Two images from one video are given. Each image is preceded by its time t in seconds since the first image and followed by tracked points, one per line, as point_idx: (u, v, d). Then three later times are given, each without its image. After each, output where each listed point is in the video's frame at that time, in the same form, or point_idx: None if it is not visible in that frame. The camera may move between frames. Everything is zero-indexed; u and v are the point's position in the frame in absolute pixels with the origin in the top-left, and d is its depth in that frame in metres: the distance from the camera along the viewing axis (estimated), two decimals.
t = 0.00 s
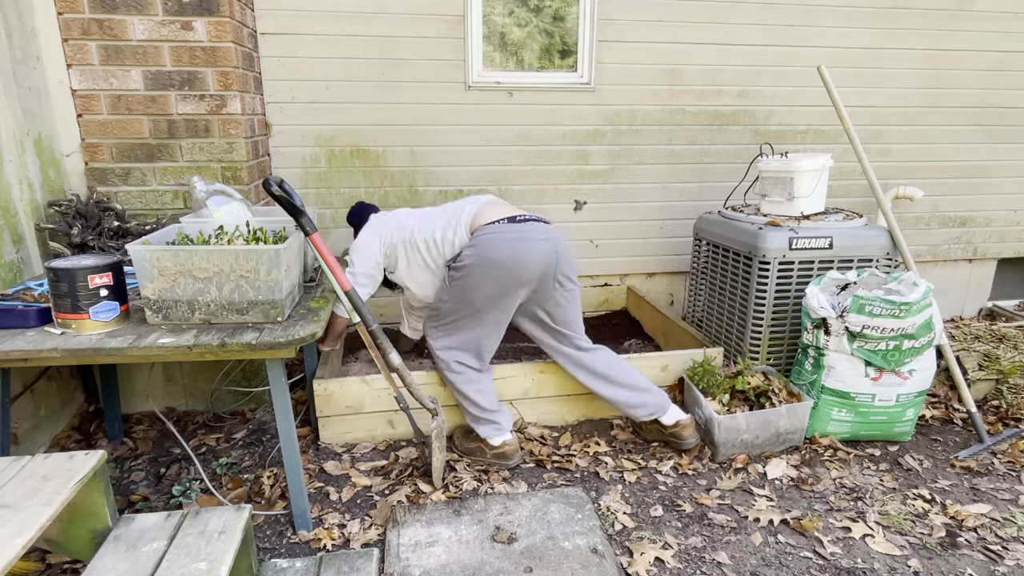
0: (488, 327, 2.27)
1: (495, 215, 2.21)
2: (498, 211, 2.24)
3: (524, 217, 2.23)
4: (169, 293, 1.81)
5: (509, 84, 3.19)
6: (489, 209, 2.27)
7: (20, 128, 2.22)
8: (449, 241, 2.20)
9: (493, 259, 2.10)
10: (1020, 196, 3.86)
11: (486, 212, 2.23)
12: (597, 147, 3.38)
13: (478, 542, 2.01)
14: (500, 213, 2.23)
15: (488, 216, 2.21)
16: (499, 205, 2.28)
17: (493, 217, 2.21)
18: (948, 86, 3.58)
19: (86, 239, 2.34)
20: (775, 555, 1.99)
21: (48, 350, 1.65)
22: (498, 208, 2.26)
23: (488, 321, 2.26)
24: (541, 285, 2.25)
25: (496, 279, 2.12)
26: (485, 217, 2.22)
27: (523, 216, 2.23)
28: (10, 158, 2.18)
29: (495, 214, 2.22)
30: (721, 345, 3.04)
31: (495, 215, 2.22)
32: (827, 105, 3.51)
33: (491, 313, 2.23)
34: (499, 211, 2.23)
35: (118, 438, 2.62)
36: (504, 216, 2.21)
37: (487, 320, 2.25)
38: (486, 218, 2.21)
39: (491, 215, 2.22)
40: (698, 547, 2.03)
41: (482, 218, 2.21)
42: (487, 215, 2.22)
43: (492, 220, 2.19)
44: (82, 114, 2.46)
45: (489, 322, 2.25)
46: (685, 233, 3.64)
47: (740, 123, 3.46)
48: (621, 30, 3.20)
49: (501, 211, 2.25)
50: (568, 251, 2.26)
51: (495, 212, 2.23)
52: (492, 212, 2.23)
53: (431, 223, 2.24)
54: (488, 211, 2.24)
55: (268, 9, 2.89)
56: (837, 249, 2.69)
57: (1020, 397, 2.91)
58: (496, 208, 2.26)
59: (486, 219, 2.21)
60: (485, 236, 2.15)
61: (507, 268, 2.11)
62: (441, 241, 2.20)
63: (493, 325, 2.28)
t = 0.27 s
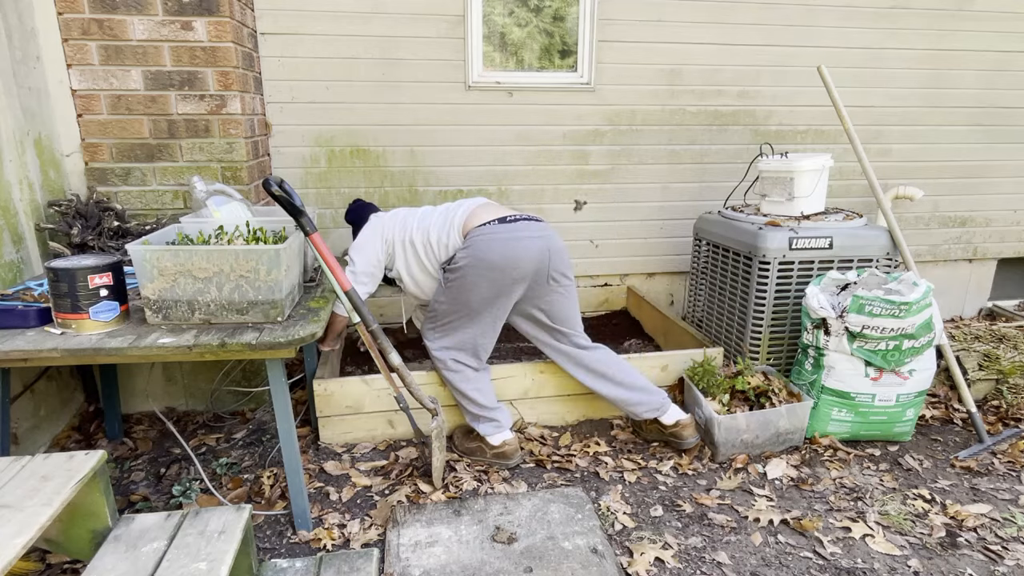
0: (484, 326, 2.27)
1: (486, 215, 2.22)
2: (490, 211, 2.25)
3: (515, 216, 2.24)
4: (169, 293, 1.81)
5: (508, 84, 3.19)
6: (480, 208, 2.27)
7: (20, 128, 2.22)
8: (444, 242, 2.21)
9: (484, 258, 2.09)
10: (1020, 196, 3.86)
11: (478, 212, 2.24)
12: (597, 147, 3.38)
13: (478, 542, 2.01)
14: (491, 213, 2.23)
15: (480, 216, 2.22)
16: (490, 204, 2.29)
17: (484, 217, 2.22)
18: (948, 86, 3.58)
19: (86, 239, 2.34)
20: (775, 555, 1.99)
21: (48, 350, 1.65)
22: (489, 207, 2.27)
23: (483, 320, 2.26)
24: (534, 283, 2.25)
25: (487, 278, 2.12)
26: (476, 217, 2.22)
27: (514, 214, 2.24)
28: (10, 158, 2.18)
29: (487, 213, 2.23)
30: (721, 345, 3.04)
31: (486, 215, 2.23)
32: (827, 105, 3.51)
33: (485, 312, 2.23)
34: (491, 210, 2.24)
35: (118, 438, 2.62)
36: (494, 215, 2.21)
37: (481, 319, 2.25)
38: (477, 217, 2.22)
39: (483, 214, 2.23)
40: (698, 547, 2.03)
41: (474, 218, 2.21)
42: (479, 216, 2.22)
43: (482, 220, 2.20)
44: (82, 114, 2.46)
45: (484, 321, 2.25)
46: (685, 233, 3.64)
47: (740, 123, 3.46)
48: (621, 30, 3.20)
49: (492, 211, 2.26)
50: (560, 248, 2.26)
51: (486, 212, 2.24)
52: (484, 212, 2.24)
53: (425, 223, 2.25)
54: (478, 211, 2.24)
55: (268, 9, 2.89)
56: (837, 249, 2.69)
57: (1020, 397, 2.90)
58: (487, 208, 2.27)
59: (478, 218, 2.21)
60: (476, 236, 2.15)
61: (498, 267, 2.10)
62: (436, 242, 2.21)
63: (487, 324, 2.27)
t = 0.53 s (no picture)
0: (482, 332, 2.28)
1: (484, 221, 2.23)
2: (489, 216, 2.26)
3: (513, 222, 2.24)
4: (169, 293, 1.81)
5: (509, 84, 3.19)
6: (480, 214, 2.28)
7: (21, 128, 2.22)
8: (442, 246, 2.20)
9: (481, 265, 2.10)
10: (1020, 196, 3.86)
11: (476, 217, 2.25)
12: (597, 147, 3.38)
13: (477, 542, 2.01)
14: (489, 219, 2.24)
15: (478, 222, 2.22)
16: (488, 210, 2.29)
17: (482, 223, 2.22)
18: (948, 86, 3.58)
19: (87, 239, 2.34)
20: (775, 555, 1.99)
21: (48, 350, 1.65)
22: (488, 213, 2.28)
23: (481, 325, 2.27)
24: (533, 289, 2.25)
25: (484, 285, 2.13)
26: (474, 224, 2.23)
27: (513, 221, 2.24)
28: (10, 158, 2.18)
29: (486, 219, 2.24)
30: (721, 345, 3.04)
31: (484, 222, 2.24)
32: (827, 105, 3.51)
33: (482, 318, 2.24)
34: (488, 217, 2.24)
35: (118, 438, 2.62)
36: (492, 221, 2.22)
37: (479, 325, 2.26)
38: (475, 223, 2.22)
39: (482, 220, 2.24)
40: (698, 547, 2.03)
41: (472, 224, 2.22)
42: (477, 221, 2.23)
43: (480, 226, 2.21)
44: (82, 114, 2.46)
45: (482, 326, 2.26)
46: (685, 233, 3.64)
47: (740, 123, 3.46)
48: (621, 30, 3.20)
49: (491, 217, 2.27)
50: (559, 253, 2.26)
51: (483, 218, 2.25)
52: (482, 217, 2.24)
53: (424, 227, 2.24)
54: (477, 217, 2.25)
55: (268, 9, 2.89)
56: (837, 249, 2.69)
57: (1020, 397, 2.91)
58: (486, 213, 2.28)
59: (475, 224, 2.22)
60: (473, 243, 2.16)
61: (495, 275, 2.11)
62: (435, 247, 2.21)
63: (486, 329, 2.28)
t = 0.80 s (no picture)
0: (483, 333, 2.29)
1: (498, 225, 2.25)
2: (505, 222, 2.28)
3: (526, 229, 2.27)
4: (169, 293, 1.81)
5: (509, 84, 3.19)
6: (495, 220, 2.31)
7: (20, 128, 2.22)
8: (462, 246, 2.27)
9: (485, 272, 2.11)
10: (1020, 196, 3.86)
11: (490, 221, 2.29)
12: (597, 147, 3.38)
13: (478, 542, 2.01)
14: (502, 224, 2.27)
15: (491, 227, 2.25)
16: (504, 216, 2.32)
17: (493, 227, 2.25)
18: (948, 86, 3.58)
19: (87, 239, 2.34)
20: (775, 555, 1.99)
21: (48, 350, 1.65)
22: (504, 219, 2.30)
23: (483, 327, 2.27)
24: (538, 298, 2.25)
25: (486, 292, 2.14)
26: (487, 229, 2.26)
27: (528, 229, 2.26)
28: (10, 158, 2.18)
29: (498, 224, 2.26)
30: (721, 346, 3.04)
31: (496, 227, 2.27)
32: (827, 105, 3.51)
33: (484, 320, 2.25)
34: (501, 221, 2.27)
35: (118, 438, 2.62)
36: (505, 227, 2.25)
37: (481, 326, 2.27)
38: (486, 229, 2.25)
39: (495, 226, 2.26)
40: (698, 547, 2.03)
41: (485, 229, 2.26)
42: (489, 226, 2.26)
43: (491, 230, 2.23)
44: (82, 114, 2.46)
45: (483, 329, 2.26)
46: (685, 233, 3.64)
47: (740, 123, 3.46)
48: (621, 30, 3.20)
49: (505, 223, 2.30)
50: (570, 267, 2.25)
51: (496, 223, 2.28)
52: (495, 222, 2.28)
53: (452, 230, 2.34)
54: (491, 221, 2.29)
55: (268, 9, 2.89)
56: (837, 249, 2.69)
57: (1020, 397, 2.90)
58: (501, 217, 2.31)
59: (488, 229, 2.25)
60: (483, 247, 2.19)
61: (499, 281, 2.12)
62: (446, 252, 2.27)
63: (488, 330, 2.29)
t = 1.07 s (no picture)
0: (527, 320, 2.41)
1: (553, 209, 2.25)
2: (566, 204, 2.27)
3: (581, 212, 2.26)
4: (169, 293, 1.81)
5: (509, 84, 3.19)
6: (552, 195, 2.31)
7: (20, 128, 2.22)
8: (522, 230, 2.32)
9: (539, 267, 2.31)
10: (1020, 196, 3.86)
11: (545, 196, 2.27)
12: (597, 147, 3.38)
13: (478, 542, 2.01)
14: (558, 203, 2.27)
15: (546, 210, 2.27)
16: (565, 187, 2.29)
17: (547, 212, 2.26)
18: (948, 86, 3.58)
19: (86, 239, 2.34)
20: (775, 555, 1.99)
21: (48, 350, 1.65)
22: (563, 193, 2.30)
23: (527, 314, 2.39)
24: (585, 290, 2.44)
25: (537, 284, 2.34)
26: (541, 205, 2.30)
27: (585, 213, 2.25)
28: (10, 158, 2.18)
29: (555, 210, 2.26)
30: (721, 345, 3.04)
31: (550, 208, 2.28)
32: (827, 105, 3.51)
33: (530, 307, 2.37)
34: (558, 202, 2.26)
35: (118, 438, 2.62)
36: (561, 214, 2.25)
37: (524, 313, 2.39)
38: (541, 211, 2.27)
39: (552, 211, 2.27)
40: (698, 547, 2.03)
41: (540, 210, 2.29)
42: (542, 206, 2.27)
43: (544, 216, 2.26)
44: (82, 114, 2.46)
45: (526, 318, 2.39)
46: (685, 233, 3.64)
47: (740, 123, 3.46)
48: (621, 30, 3.20)
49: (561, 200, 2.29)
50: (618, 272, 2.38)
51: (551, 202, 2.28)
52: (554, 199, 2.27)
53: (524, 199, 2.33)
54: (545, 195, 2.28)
55: (268, 9, 2.89)
56: (837, 249, 2.69)
57: (1020, 397, 2.90)
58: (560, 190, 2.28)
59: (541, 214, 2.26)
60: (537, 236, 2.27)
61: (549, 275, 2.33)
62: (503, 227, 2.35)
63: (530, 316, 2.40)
